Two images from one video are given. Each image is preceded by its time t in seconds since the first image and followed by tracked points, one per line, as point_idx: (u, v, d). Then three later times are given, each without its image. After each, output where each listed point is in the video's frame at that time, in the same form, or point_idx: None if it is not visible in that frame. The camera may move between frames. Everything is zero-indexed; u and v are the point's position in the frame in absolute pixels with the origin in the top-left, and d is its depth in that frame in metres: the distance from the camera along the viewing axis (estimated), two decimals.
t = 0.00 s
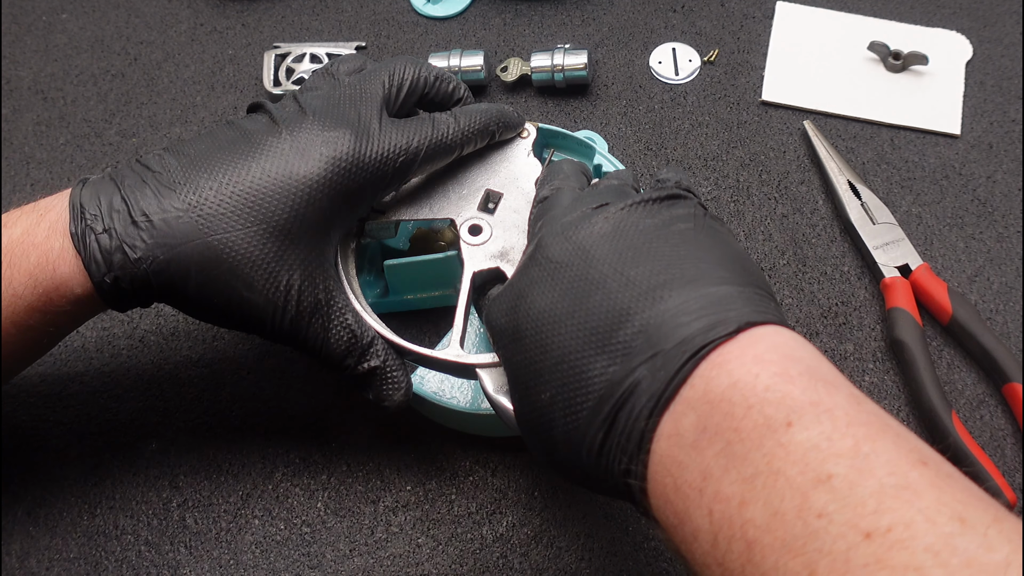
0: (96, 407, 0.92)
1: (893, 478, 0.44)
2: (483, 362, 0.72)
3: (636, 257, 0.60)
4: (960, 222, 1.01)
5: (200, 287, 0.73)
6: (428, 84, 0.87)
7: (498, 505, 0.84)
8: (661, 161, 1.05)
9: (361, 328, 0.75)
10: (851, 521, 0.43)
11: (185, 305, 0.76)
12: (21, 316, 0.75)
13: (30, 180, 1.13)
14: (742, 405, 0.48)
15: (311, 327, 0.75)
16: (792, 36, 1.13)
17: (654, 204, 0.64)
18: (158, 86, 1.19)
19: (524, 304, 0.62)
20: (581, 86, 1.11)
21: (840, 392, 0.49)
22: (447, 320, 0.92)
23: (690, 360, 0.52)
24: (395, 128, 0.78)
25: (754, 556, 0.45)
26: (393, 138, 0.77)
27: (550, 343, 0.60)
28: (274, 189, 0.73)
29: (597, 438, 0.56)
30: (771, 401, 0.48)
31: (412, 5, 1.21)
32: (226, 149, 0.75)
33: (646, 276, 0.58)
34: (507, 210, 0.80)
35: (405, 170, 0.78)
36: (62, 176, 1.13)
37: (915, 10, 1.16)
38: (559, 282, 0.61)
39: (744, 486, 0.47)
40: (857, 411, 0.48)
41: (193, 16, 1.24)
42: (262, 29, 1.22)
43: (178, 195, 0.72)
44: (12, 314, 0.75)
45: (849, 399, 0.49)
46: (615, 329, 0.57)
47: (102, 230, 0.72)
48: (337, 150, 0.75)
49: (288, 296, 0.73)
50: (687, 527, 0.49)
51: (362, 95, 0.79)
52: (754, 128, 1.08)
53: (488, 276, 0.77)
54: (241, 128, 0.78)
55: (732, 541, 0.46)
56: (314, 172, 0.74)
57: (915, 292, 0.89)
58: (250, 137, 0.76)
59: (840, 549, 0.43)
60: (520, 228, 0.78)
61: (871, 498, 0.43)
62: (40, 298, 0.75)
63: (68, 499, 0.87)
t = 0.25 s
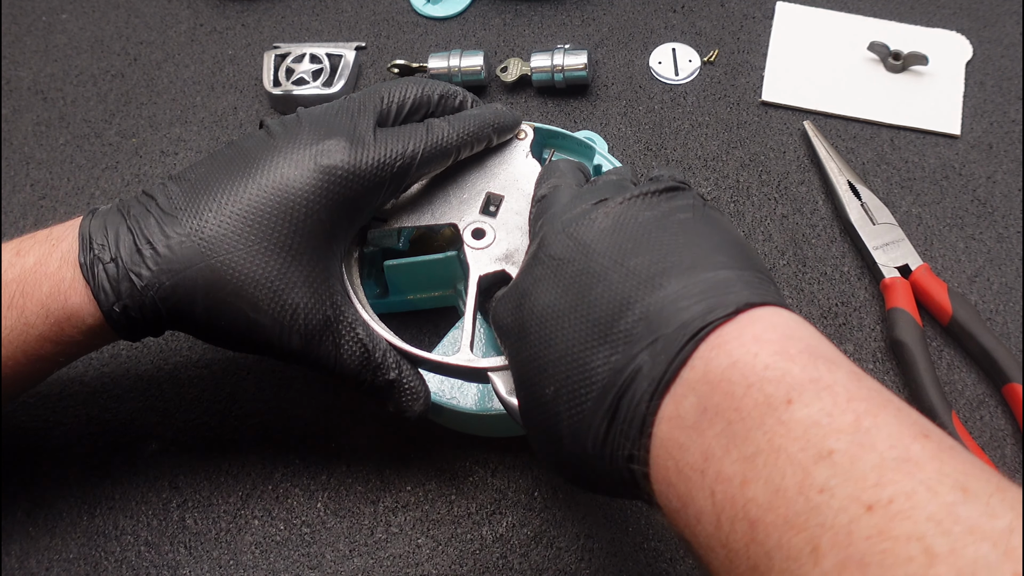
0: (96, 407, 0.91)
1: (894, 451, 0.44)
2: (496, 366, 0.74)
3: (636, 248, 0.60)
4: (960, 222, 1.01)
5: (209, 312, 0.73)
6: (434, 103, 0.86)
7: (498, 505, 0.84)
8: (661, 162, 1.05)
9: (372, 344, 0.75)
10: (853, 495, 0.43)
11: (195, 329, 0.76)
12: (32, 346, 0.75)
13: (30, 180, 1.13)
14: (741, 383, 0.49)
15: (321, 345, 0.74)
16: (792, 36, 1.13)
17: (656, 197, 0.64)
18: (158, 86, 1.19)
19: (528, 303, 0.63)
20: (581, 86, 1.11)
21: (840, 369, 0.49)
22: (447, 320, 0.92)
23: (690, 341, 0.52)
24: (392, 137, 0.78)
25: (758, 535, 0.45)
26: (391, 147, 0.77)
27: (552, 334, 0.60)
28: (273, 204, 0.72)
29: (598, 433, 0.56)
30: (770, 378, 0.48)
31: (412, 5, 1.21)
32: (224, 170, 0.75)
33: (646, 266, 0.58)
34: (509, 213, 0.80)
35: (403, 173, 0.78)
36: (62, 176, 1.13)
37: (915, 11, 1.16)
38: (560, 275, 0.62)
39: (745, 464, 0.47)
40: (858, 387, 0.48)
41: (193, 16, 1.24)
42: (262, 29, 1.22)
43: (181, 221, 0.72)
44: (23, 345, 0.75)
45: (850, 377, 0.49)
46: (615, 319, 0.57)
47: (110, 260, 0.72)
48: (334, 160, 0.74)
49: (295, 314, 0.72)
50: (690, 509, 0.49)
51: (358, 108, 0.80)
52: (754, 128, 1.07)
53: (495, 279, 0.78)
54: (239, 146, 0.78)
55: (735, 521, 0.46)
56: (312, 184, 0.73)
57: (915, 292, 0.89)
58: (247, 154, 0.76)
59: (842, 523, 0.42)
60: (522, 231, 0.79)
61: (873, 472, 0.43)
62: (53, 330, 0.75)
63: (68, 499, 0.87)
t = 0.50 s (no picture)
0: (96, 407, 0.91)
1: (852, 383, 0.43)
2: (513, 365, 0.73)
3: (605, 209, 0.58)
4: (960, 222, 1.01)
5: (228, 333, 0.73)
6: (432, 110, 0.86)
7: (498, 505, 0.83)
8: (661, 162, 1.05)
9: (390, 354, 0.74)
10: (811, 431, 0.42)
11: (215, 350, 0.76)
12: (48, 370, 0.76)
13: (30, 180, 1.13)
14: (695, 320, 0.49)
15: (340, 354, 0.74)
16: (792, 36, 1.13)
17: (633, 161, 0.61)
18: (158, 86, 1.19)
19: (519, 284, 0.63)
20: (582, 86, 1.11)
21: (799, 305, 0.49)
22: (447, 320, 0.92)
23: (644, 282, 0.52)
24: (391, 143, 0.78)
25: (720, 477, 0.45)
26: (390, 152, 0.77)
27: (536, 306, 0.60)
28: (277, 220, 0.72)
29: (597, 429, 0.56)
30: (724, 314, 0.48)
31: (412, 5, 1.21)
32: (227, 192, 0.75)
33: (613, 225, 0.57)
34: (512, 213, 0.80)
35: (403, 175, 0.77)
36: (62, 176, 1.13)
37: (914, 10, 1.16)
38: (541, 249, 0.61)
39: (705, 405, 0.47)
40: (815, 321, 0.47)
41: (193, 16, 1.24)
42: (262, 30, 1.22)
43: (190, 248, 0.73)
44: (39, 369, 0.76)
45: (810, 313, 0.48)
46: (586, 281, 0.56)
47: (126, 292, 0.73)
48: (334, 170, 0.74)
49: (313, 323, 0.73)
50: (655, 452, 0.50)
51: (355, 118, 0.79)
52: (754, 128, 1.07)
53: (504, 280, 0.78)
54: (239, 166, 0.78)
55: (697, 464, 0.46)
56: (315, 196, 0.73)
57: (915, 292, 0.90)
58: (249, 174, 0.76)
59: (802, 461, 0.42)
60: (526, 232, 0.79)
61: (831, 407, 0.43)
62: (68, 355, 0.75)
63: (68, 500, 0.87)
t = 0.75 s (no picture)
0: (96, 407, 0.91)
1: (861, 376, 0.43)
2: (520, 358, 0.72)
3: (611, 201, 0.58)
4: (960, 222, 1.01)
5: (233, 335, 0.74)
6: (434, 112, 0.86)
7: (498, 505, 0.84)
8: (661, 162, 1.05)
9: (393, 354, 0.73)
10: (821, 425, 0.42)
11: (221, 352, 0.76)
12: (51, 372, 0.76)
13: (30, 180, 1.13)
14: (702, 310, 0.48)
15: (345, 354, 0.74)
16: (792, 36, 1.13)
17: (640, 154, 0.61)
18: (158, 86, 1.19)
19: (519, 273, 0.62)
20: (582, 86, 1.11)
21: (806, 296, 0.48)
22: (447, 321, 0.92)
23: (651, 273, 0.51)
24: (393, 144, 0.78)
25: (727, 468, 0.45)
26: (392, 152, 0.77)
27: (536, 295, 0.60)
28: (280, 221, 0.72)
29: (596, 428, 0.56)
30: (731, 305, 0.47)
31: (412, 5, 1.21)
32: (231, 196, 0.76)
33: (619, 215, 0.56)
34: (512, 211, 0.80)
35: (404, 176, 0.77)
36: (62, 176, 1.13)
37: (914, 10, 1.16)
38: (543, 240, 0.61)
39: (712, 397, 0.46)
40: (823, 313, 0.47)
41: (193, 16, 1.24)
42: (262, 30, 1.22)
43: (194, 251, 0.73)
44: (42, 371, 0.76)
45: (817, 304, 0.48)
46: (591, 272, 0.56)
47: (132, 296, 0.73)
48: (337, 171, 0.74)
49: (318, 322, 0.73)
50: (661, 441, 0.49)
51: (359, 120, 0.79)
52: (754, 128, 1.07)
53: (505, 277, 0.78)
54: (242, 169, 0.78)
55: (704, 455, 0.46)
56: (317, 198, 0.73)
57: (914, 292, 0.90)
58: (252, 176, 0.76)
59: (812, 454, 0.41)
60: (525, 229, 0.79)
61: (840, 400, 0.42)
62: (73, 358, 0.75)
63: (68, 500, 0.87)
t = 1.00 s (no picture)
0: (96, 408, 0.91)
1: (891, 382, 0.42)
2: (525, 357, 0.71)
3: (634, 211, 0.57)
4: (960, 222, 1.01)
5: (239, 338, 0.74)
6: (438, 114, 0.85)
7: (498, 505, 0.83)
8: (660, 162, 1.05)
9: (398, 356, 0.73)
10: (850, 432, 0.42)
11: (227, 355, 0.77)
12: (56, 373, 0.76)
13: (30, 180, 1.13)
14: (735, 326, 0.48)
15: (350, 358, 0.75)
16: (792, 36, 1.13)
17: (648, 152, 0.60)
18: (158, 86, 1.19)
19: (546, 287, 0.62)
20: (582, 86, 1.11)
21: (835, 302, 0.48)
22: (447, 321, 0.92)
23: (685, 293, 0.51)
24: (400, 150, 0.77)
25: (761, 479, 0.45)
26: (399, 158, 0.76)
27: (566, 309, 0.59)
28: (285, 225, 0.72)
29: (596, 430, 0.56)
30: (763, 319, 0.47)
31: (412, 5, 1.21)
32: (236, 199, 0.75)
33: (645, 229, 0.56)
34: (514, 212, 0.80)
35: (409, 187, 0.76)
36: (61, 176, 1.13)
37: (914, 10, 1.16)
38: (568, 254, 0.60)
39: (745, 410, 0.46)
40: (852, 319, 0.46)
41: (193, 16, 1.24)
42: (262, 30, 1.22)
43: (200, 255, 0.73)
44: (47, 372, 0.76)
45: (846, 309, 0.47)
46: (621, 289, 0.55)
47: (137, 298, 0.73)
48: (341, 177, 0.73)
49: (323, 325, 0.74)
50: (700, 459, 0.49)
51: (365, 126, 0.79)
52: (754, 129, 1.07)
53: (510, 277, 0.77)
54: (247, 171, 0.78)
55: (740, 467, 0.46)
56: (322, 202, 0.73)
57: (914, 293, 0.90)
58: (257, 180, 0.76)
59: (841, 461, 0.41)
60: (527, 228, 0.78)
61: (870, 406, 0.42)
62: (77, 359, 0.75)
63: (68, 500, 0.87)
